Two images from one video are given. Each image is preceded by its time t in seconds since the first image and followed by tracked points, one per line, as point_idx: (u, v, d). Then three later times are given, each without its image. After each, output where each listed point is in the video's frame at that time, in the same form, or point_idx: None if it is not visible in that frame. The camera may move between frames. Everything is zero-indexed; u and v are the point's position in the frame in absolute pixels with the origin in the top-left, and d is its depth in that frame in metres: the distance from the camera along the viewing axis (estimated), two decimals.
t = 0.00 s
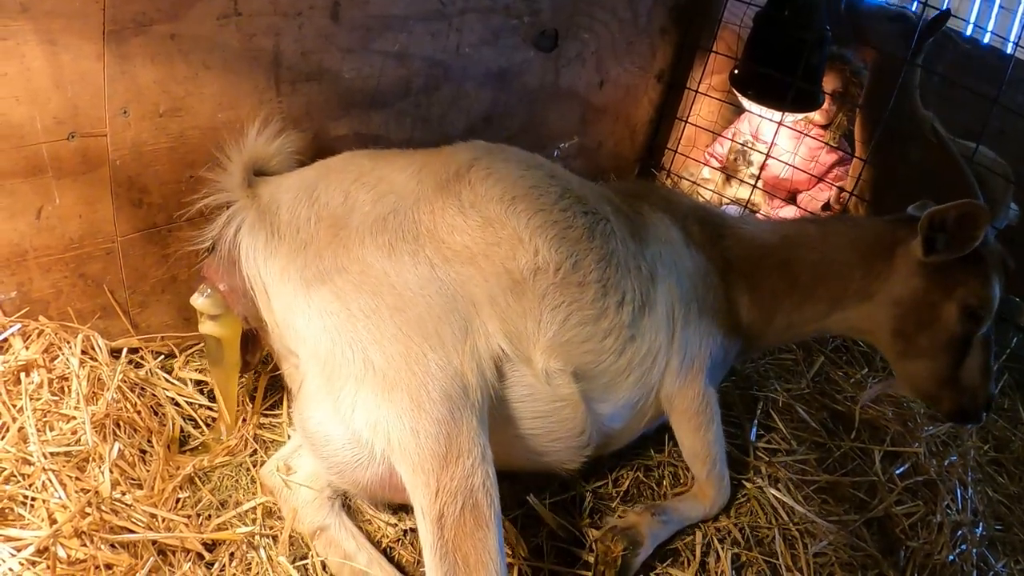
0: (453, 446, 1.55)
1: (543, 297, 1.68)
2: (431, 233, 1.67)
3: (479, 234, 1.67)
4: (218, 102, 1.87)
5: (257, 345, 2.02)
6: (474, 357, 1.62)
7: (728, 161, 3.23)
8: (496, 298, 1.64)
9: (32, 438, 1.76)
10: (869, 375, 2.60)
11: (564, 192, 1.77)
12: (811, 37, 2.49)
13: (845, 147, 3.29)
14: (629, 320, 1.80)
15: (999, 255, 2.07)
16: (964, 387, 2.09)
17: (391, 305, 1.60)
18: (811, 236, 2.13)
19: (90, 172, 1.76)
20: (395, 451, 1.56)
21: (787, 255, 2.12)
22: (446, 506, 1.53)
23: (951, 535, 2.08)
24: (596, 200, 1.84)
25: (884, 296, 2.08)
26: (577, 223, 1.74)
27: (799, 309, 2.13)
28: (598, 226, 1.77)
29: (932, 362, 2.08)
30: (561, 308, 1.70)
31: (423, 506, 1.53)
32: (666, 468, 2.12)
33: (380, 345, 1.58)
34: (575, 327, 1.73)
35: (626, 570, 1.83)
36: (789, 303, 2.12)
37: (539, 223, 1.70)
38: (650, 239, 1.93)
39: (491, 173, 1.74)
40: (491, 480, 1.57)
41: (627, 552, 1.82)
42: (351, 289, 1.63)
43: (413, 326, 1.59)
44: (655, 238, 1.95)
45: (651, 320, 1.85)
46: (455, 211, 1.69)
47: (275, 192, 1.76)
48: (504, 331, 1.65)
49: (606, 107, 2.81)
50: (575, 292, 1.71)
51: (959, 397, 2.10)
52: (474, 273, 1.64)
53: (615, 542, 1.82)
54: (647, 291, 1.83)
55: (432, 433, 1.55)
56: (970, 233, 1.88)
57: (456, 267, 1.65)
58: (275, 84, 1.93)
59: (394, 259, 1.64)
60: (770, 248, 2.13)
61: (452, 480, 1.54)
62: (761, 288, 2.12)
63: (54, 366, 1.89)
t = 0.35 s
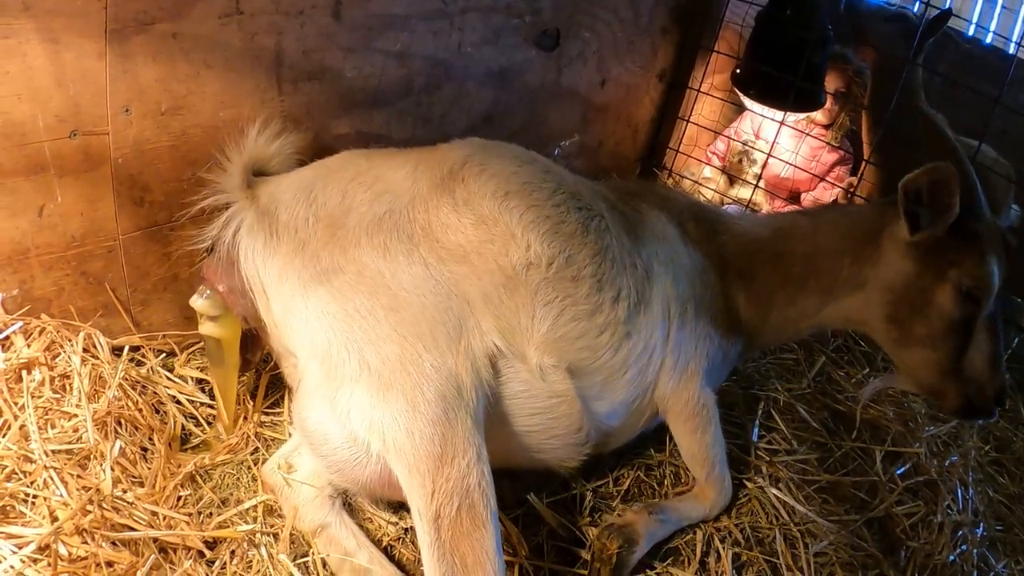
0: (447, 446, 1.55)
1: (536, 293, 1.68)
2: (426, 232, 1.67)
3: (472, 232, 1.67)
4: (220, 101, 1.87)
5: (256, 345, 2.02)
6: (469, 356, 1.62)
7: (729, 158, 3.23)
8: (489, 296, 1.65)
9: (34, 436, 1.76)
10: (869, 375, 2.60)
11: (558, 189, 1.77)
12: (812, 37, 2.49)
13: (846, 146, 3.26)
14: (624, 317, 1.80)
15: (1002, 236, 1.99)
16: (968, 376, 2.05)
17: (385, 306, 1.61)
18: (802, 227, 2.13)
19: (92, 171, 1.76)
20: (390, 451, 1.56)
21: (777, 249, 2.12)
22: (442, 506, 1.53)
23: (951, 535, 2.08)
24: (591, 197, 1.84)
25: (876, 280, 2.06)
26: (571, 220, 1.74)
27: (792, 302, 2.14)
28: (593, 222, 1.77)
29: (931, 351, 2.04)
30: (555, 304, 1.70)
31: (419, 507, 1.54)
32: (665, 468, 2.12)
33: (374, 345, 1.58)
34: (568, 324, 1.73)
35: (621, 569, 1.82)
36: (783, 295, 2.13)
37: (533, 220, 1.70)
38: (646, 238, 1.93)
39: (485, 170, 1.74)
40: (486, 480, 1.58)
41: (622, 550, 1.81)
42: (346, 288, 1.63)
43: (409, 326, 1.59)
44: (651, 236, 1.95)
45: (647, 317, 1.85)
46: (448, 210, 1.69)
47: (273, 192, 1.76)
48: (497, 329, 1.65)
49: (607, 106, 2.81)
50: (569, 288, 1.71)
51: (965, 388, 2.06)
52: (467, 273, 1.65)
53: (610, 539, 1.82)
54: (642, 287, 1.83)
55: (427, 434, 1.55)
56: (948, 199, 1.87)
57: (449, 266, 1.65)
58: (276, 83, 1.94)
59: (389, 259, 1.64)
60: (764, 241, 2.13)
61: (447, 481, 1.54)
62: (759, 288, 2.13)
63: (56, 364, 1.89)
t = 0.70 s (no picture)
0: (455, 441, 1.57)
1: (551, 281, 1.68)
2: (443, 225, 1.67)
3: (490, 223, 1.67)
4: (222, 100, 1.87)
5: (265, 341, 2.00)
6: (478, 349, 1.63)
7: (731, 159, 3.22)
8: (506, 287, 1.64)
9: (36, 434, 1.77)
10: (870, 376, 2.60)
11: (571, 181, 1.78)
12: (814, 36, 2.49)
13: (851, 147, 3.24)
14: (633, 306, 1.80)
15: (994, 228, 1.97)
16: (965, 373, 2.02)
17: (400, 297, 1.61)
18: (801, 226, 2.14)
19: (93, 170, 1.77)
20: (399, 446, 1.57)
21: (773, 246, 2.14)
22: (449, 502, 1.55)
23: (951, 536, 2.09)
24: (604, 190, 1.84)
25: (869, 275, 2.05)
26: (584, 210, 1.75)
27: (790, 300, 2.14)
28: (606, 214, 1.78)
29: (927, 344, 2.02)
30: (568, 292, 1.70)
31: (426, 502, 1.55)
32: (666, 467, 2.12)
33: (389, 337, 1.58)
34: (581, 311, 1.73)
35: (621, 569, 1.82)
36: (781, 293, 2.13)
37: (547, 210, 1.71)
38: (656, 231, 1.93)
39: (500, 161, 1.75)
40: (492, 476, 1.60)
41: (621, 551, 1.81)
42: (361, 278, 1.63)
43: (422, 318, 1.59)
44: (661, 230, 1.95)
45: (654, 308, 1.86)
46: (464, 202, 1.69)
47: (289, 183, 1.75)
48: (512, 320, 1.65)
49: (609, 105, 2.81)
50: (582, 275, 1.71)
51: (963, 384, 2.03)
52: (484, 263, 1.64)
53: (609, 540, 1.83)
54: (651, 279, 1.84)
55: (436, 428, 1.56)
56: (914, 173, 1.93)
57: (468, 257, 1.64)
58: (278, 83, 1.94)
59: (406, 250, 1.64)
60: (762, 240, 2.15)
61: (454, 476, 1.56)
62: (759, 286, 2.14)
63: (57, 363, 1.89)
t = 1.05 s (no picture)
0: (456, 438, 1.57)
1: (549, 280, 1.69)
2: (443, 225, 1.67)
3: (487, 224, 1.68)
4: (224, 98, 1.87)
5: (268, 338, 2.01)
6: (476, 347, 1.63)
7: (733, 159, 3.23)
8: (504, 288, 1.65)
9: (38, 431, 1.77)
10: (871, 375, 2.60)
11: (569, 180, 1.78)
12: (816, 36, 2.49)
13: (851, 147, 3.26)
14: (631, 304, 1.81)
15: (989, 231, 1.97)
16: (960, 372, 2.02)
17: (400, 296, 1.61)
18: (801, 224, 2.14)
19: (96, 168, 1.77)
20: (400, 444, 1.58)
21: (773, 244, 2.14)
22: (450, 499, 1.55)
23: (952, 536, 2.09)
24: (602, 190, 1.85)
25: (868, 275, 2.05)
26: (582, 210, 1.76)
27: (790, 299, 2.13)
28: (603, 213, 1.79)
29: (923, 346, 2.02)
30: (566, 291, 1.71)
31: (428, 499, 1.56)
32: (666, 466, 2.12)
33: (388, 335, 1.59)
34: (578, 310, 1.74)
35: (625, 568, 1.82)
36: (781, 291, 2.13)
37: (544, 210, 1.72)
38: (655, 231, 1.93)
39: (498, 162, 1.76)
40: (493, 472, 1.60)
41: (624, 549, 1.81)
42: (360, 276, 1.63)
43: (422, 317, 1.60)
44: (660, 229, 1.95)
45: (653, 306, 1.86)
46: (463, 202, 1.70)
47: (289, 183, 1.75)
48: (511, 320, 1.66)
49: (611, 104, 2.81)
50: (579, 274, 1.72)
51: (957, 383, 2.03)
52: (483, 263, 1.65)
53: (612, 539, 1.82)
54: (649, 278, 1.84)
55: (437, 426, 1.57)
56: (928, 191, 1.88)
57: (467, 258, 1.65)
58: (280, 81, 1.94)
59: (405, 250, 1.64)
60: (762, 237, 2.15)
61: (456, 472, 1.56)
62: (758, 285, 2.14)
63: (59, 360, 1.89)
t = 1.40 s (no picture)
0: (433, 447, 1.56)
1: (533, 283, 1.69)
2: (428, 227, 1.68)
3: (472, 226, 1.68)
4: (226, 96, 1.87)
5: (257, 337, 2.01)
6: (454, 352, 1.64)
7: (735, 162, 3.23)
8: (485, 292, 1.65)
9: (40, 430, 1.77)
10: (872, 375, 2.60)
11: (556, 181, 1.77)
12: (818, 35, 2.49)
13: (853, 145, 3.27)
14: (620, 306, 1.79)
15: (1004, 246, 1.97)
16: (964, 380, 2.05)
17: (382, 301, 1.61)
18: (806, 227, 2.09)
19: (98, 166, 1.77)
20: (380, 451, 1.57)
21: (777, 245, 2.09)
22: (430, 507, 1.54)
23: (953, 536, 2.09)
24: (591, 190, 1.84)
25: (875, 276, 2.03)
26: (569, 211, 1.74)
27: (795, 298, 2.08)
28: (591, 214, 1.77)
29: (931, 356, 2.03)
30: (552, 294, 1.70)
31: (408, 507, 1.55)
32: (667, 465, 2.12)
33: (369, 342, 1.59)
34: (565, 313, 1.73)
35: (638, 566, 1.82)
36: (782, 291, 2.08)
37: (530, 212, 1.71)
38: (643, 232, 1.91)
39: (485, 164, 1.75)
40: (473, 480, 1.58)
41: (634, 548, 1.80)
42: (345, 282, 1.63)
43: (404, 322, 1.60)
44: (648, 231, 1.94)
45: (643, 307, 1.84)
46: (449, 204, 1.69)
47: (279, 184, 1.76)
48: (492, 324, 1.66)
49: (612, 103, 2.81)
50: (564, 277, 1.71)
51: (960, 389, 2.06)
52: (466, 267, 1.65)
53: (623, 540, 1.81)
54: (638, 278, 1.82)
55: (416, 432, 1.56)
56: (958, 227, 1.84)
57: (450, 262, 1.65)
58: (282, 80, 1.94)
59: (389, 253, 1.64)
60: (764, 237, 2.11)
61: (435, 480, 1.55)
62: (759, 282, 2.09)
63: (62, 358, 1.89)
